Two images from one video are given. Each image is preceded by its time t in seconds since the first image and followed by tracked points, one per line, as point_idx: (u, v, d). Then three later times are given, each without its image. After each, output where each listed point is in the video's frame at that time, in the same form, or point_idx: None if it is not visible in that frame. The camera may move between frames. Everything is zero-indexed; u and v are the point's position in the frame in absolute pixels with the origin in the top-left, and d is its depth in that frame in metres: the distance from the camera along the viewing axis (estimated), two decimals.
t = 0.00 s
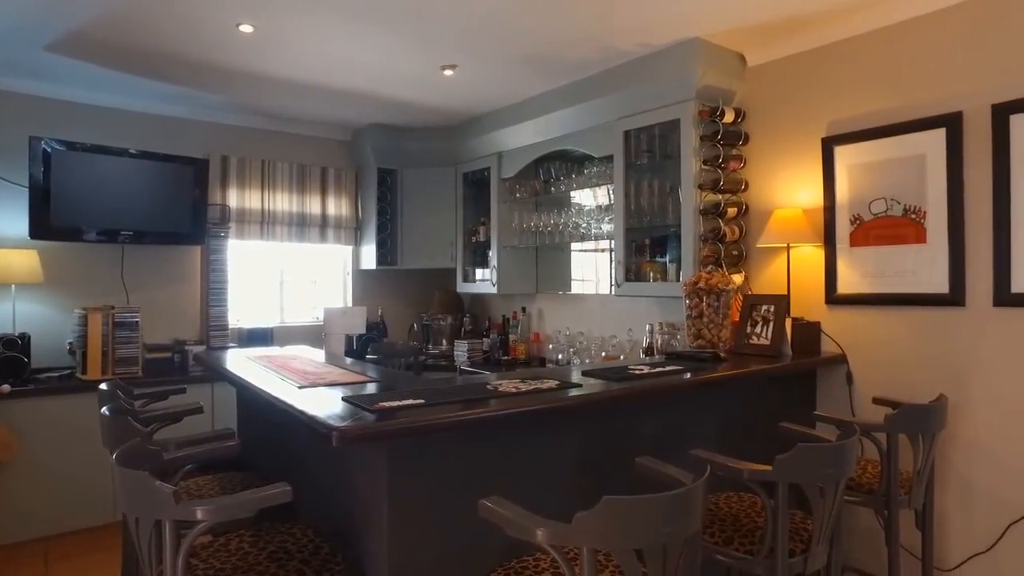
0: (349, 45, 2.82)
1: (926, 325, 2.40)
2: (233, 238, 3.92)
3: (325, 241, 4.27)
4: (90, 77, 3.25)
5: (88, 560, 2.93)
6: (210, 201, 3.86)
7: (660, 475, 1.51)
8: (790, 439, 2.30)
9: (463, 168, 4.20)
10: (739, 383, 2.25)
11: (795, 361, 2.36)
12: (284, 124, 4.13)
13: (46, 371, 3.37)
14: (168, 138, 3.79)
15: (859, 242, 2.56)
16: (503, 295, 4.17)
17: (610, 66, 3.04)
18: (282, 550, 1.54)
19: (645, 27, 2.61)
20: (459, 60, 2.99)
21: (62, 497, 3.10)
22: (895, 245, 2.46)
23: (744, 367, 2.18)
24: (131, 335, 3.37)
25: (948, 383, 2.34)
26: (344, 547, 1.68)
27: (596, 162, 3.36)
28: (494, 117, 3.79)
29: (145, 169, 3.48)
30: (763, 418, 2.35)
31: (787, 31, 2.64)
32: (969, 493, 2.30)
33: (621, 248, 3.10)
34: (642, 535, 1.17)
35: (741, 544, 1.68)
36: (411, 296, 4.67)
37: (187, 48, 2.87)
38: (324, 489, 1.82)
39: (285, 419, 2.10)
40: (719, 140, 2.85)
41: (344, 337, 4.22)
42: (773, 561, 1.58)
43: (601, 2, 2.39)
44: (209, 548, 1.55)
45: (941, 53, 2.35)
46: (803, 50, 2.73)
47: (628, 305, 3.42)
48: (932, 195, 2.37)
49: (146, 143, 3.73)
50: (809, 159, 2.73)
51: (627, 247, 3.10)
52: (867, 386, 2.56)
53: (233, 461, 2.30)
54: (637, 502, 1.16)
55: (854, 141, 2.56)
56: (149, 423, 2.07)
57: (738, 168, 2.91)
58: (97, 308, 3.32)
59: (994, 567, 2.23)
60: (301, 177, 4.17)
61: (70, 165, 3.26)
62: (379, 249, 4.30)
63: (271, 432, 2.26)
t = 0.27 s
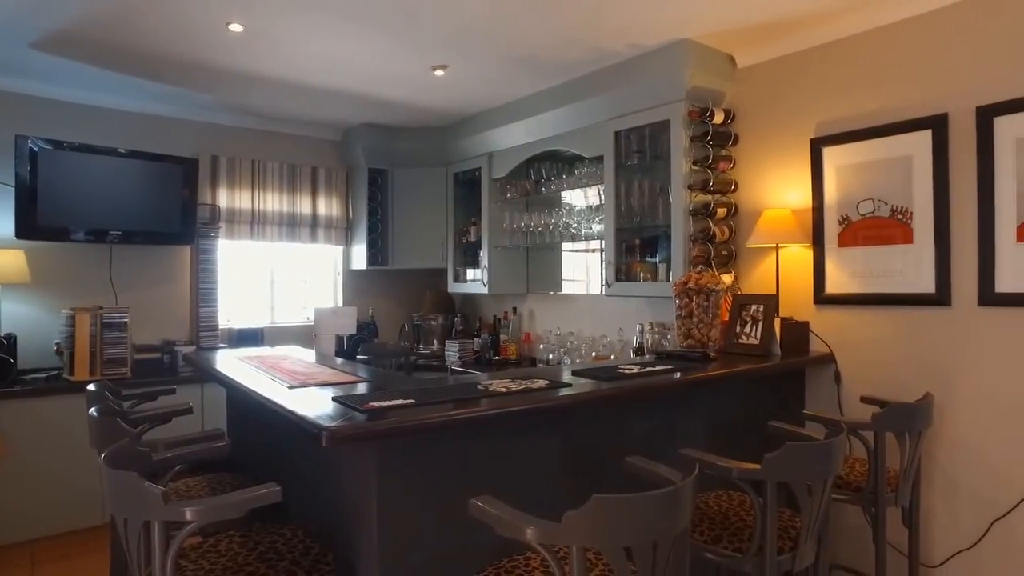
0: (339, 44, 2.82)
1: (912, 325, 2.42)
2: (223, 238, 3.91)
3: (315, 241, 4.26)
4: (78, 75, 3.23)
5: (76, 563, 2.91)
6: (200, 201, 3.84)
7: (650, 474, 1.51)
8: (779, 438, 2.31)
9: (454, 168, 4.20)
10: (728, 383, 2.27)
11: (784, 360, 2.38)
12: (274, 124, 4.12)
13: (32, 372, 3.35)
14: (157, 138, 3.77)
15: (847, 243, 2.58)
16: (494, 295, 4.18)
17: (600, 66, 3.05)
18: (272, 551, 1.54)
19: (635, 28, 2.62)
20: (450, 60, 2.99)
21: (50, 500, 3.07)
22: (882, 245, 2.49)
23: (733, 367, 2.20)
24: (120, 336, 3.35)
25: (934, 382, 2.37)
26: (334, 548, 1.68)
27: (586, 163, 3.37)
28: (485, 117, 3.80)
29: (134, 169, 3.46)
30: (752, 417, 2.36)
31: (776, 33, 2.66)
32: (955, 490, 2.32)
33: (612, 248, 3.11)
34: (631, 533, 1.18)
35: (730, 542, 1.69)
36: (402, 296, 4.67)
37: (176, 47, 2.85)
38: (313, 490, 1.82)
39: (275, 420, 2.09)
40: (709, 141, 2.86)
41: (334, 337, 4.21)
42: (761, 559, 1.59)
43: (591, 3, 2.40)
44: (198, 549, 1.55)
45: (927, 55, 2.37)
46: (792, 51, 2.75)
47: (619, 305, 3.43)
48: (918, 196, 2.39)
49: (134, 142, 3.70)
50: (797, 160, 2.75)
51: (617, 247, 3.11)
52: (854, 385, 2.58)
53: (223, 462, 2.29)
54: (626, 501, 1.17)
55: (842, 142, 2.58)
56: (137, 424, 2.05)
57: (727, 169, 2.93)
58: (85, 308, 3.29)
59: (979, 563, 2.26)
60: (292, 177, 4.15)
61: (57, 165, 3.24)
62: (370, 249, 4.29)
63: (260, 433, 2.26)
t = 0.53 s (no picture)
0: (330, 44, 2.81)
1: (899, 325, 2.44)
2: (212, 238, 3.89)
3: (306, 241, 4.25)
4: (66, 74, 3.20)
5: (63, 565, 2.89)
6: (189, 201, 3.81)
7: (639, 473, 1.52)
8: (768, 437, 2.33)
9: (445, 169, 4.20)
10: (717, 382, 2.28)
11: (773, 360, 2.39)
12: (264, 124, 4.10)
13: (19, 372, 3.32)
14: (146, 137, 3.75)
15: (835, 243, 2.60)
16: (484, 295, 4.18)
17: (591, 67, 3.06)
18: (262, 552, 1.53)
19: (625, 29, 2.63)
20: (441, 60, 2.99)
21: (37, 501, 3.05)
22: (870, 246, 2.51)
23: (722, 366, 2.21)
24: (108, 336, 3.33)
25: (921, 382, 2.39)
26: (324, 548, 1.67)
27: (577, 163, 3.38)
28: (476, 117, 3.80)
29: (122, 168, 3.44)
30: (742, 417, 2.38)
31: (765, 35, 2.68)
32: (941, 488, 2.35)
33: (603, 248, 3.12)
34: (620, 531, 1.18)
35: (719, 541, 1.70)
36: (393, 296, 4.66)
37: (166, 46, 2.84)
38: (303, 490, 1.82)
39: (265, 421, 2.09)
40: (699, 142, 2.88)
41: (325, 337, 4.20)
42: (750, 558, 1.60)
43: (582, 4, 2.41)
44: (187, 550, 1.54)
45: (914, 58, 2.40)
46: (780, 53, 2.77)
47: (609, 305, 3.44)
48: (905, 196, 2.41)
49: (122, 141, 3.68)
50: (786, 161, 2.77)
51: (608, 248, 3.12)
52: (842, 384, 2.60)
53: (212, 463, 2.28)
54: (615, 500, 1.18)
55: (830, 143, 2.61)
56: (126, 425, 2.04)
57: (717, 170, 2.95)
58: (73, 308, 3.27)
59: (964, 560, 2.28)
60: (282, 177, 4.14)
61: (44, 164, 3.21)
62: (361, 249, 4.29)
63: (250, 434, 2.25)
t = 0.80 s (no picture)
0: (320, 43, 2.80)
1: (887, 324, 2.46)
2: (202, 238, 3.87)
3: (296, 241, 4.23)
4: (54, 72, 3.18)
5: (51, 567, 2.87)
6: (179, 201, 3.79)
7: (629, 473, 1.52)
8: (757, 436, 2.34)
9: (436, 169, 4.19)
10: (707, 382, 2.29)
11: (762, 360, 2.41)
12: (254, 123, 4.09)
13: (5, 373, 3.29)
14: (135, 136, 3.72)
15: (824, 243, 2.62)
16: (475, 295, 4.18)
17: (582, 68, 3.07)
18: (251, 552, 1.53)
19: (615, 30, 2.64)
20: (432, 60, 2.99)
21: (24, 503, 3.03)
22: (858, 246, 2.53)
23: (712, 366, 2.22)
24: (96, 337, 3.31)
25: (908, 381, 2.41)
26: (314, 548, 1.67)
27: (568, 163, 3.38)
28: (467, 117, 3.80)
29: (110, 167, 3.42)
30: (731, 416, 2.39)
31: (754, 36, 2.69)
32: (928, 486, 2.37)
33: (593, 248, 3.13)
34: (610, 529, 1.19)
35: (708, 540, 1.71)
36: (384, 296, 4.65)
37: (154, 45, 2.82)
38: (293, 491, 1.81)
39: (255, 421, 2.08)
40: (689, 142, 2.89)
41: (316, 338, 4.18)
42: (739, 556, 1.61)
43: (572, 5, 2.42)
44: (176, 550, 1.54)
45: (901, 60, 2.42)
46: (770, 55, 2.79)
47: (600, 305, 3.45)
48: (893, 197, 2.43)
49: (111, 140, 3.65)
50: (775, 162, 2.79)
51: (599, 248, 3.13)
52: (831, 384, 2.62)
53: (201, 463, 2.27)
54: (604, 499, 1.18)
55: (819, 144, 2.62)
56: (115, 425, 2.03)
57: (707, 170, 2.96)
58: (60, 309, 3.25)
59: (951, 557, 2.31)
60: (272, 176, 4.12)
61: (31, 162, 3.18)
62: (351, 249, 4.28)
63: (240, 434, 2.24)
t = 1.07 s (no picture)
0: (310, 43, 2.80)
1: (874, 324, 2.48)
2: (192, 237, 3.85)
3: (287, 241, 4.22)
4: (41, 71, 3.16)
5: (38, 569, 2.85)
6: (168, 200, 3.77)
7: (617, 472, 1.53)
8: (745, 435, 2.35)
9: (427, 169, 4.19)
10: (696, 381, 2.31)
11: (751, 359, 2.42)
12: (244, 123, 4.07)
13: None
14: (123, 135, 3.70)
15: (812, 243, 2.64)
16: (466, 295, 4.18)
17: (572, 68, 3.07)
18: (239, 553, 1.53)
19: (605, 31, 2.64)
20: (422, 60, 2.99)
21: (11, 504, 3.01)
22: (845, 246, 2.55)
23: (701, 365, 2.23)
24: (84, 337, 3.29)
25: (895, 380, 2.43)
26: (303, 549, 1.67)
27: (558, 164, 3.39)
28: (458, 117, 3.80)
29: (98, 167, 3.40)
30: (720, 415, 2.40)
31: (743, 37, 2.71)
32: (914, 485, 2.39)
33: (583, 249, 3.13)
34: (597, 528, 1.20)
35: (697, 539, 1.72)
36: (374, 296, 4.65)
37: (142, 44, 2.80)
38: (282, 491, 1.81)
39: (243, 422, 2.07)
40: (678, 143, 2.90)
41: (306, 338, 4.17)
42: (727, 555, 1.62)
43: (562, 5, 2.42)
44: (164, 552, 1.53)
45: (888, 62, 2.44)
46: (759, 56, 2.80)
47: (590, 305, 3.46)
48: (880, 198, 2.45)
49: (99, 139, 3.63)
50: (764, 163, 2.80)
51: (589, 248, 3.14)
52: (819, 383, 2.63)
53: (190, 464, 2.26)
54: (591, 499, 1.19)
55: (807, 145, 2.64)
56: (101, 426, 2.02)
57: (696, 171, 2.97)
58: (47, 309, 3.22)
59: (937, 554, 2.33)
60: (262, 176, 4.11)
61: (17, 161, 3.15)
62: (342, 249, 4.27)
63: (228, 434, 2.23)
